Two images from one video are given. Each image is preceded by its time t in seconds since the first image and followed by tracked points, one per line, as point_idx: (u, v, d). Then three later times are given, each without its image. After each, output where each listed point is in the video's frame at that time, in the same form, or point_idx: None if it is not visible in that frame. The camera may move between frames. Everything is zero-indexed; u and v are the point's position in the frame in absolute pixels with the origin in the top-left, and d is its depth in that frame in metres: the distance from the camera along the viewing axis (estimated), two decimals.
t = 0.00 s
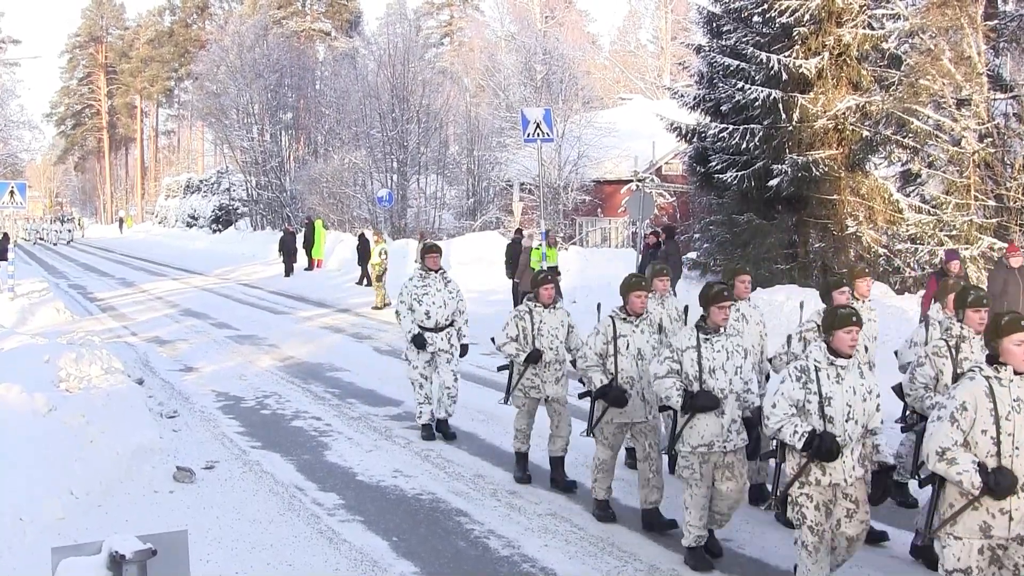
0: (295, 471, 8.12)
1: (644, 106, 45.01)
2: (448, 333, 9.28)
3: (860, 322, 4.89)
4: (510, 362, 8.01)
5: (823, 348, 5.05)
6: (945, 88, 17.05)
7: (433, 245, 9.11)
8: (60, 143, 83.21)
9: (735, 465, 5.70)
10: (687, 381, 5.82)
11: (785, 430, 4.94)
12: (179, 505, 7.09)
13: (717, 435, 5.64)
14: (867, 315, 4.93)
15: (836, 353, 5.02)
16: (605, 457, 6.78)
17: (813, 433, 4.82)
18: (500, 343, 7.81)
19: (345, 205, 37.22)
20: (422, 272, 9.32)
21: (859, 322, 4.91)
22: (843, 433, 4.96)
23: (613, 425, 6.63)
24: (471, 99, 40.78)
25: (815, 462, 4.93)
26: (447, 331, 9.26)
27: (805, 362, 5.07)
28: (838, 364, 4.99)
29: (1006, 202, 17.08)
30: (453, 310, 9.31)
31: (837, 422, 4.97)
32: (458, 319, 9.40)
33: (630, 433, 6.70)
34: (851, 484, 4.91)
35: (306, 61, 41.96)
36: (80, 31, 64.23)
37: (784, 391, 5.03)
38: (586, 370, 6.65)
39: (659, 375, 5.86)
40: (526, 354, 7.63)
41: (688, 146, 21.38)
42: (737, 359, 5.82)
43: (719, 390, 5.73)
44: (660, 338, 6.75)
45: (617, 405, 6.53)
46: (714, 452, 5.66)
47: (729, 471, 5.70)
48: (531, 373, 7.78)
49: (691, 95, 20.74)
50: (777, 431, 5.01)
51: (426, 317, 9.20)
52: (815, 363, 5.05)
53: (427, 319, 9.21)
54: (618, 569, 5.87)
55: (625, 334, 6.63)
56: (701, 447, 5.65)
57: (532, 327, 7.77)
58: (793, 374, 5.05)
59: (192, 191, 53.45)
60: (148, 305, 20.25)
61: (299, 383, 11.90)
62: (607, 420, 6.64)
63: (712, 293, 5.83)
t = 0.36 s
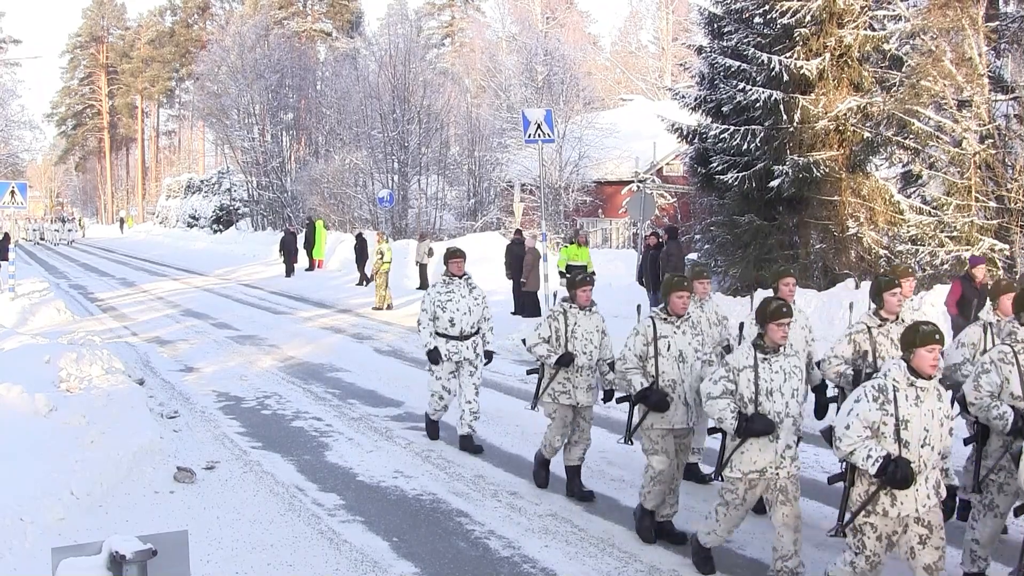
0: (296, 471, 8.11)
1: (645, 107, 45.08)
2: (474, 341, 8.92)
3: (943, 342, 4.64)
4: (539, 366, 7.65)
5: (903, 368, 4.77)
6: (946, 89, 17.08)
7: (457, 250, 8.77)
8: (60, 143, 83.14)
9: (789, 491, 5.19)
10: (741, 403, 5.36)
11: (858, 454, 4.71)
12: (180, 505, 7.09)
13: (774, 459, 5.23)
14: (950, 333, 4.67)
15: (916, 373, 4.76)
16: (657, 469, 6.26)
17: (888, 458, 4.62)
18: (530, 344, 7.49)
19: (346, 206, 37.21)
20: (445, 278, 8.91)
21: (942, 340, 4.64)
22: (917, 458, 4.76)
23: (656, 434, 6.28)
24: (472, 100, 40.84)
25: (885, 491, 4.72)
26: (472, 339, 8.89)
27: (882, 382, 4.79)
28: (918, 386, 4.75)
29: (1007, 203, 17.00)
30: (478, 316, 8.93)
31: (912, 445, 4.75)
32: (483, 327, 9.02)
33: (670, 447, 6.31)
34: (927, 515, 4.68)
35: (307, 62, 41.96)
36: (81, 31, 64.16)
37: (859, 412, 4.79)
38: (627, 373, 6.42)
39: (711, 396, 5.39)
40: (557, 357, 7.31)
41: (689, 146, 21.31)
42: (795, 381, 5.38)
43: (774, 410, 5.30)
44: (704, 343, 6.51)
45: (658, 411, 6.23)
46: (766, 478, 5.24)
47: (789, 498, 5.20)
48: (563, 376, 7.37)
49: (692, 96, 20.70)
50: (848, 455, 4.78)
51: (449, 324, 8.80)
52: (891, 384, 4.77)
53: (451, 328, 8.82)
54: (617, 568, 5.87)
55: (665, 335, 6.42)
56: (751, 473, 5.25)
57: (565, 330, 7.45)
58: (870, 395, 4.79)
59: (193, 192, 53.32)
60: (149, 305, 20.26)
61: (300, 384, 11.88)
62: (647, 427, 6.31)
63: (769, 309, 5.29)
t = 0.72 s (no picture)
0: (296, 471, 8.12)
1: (646, 108, 45.13)
2: (495, 350, 8.61)
3: None
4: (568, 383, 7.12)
5: (979, 383, 4.43)
6: (948, 92, 17.19)
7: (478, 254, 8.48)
8: (62, 143, 83.33)
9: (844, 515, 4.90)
10: (798, 415, 4.98)
11: (932, 476, 4.39)
12: (181, 505, 7.09)
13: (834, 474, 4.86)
14: None
15: (995, 391, 4.41)
16: (700, 495, 5.76)
17: (963, 481, 4.30)
18: (556, 359, 6.94)
19: (347, 206, 37.17)
20: (464, 284, 8.61)
21: None
22: (996, 482, 4.44)
23: (695, 457, 5.80)
24: (473, 101, 40.86)
25: (963, 514, 4.41)
26: (491, 347, 8.56)
27: (955, 399, 4.46)
28: (994, 404, 4.40)
29: (1009, 205, 17.03)
30: (498, 324, 8.61)
31: (991, 469, 4.43)
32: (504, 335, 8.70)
33: (710, 469, 5.83)
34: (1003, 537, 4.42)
35: (309, 62, 41.98)
36: (82, 31, 64.24)
37: (932, 430, 4.45)
38: (663, 392, 5.90)
39: (767, 408, 5.01)
40: (585, 373, 6.76)
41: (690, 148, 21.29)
42: (854, 392, 4.97)
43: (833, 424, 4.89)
44: (746, 356, 5.95)
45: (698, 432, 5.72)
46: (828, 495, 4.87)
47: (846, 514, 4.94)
48: (591, 393, 6.84)
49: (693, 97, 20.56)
50: (920, 477, 4.45)
51: (470, 332, 8.48)
52: (966, 401, 4.44)
53: (472, 335, 8.49)
54: (616, 570, 5.87)
55: (704, 350, 5.85)
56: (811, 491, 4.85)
57: (593, 343, 6.91)
58: (942, 412, 4.45)
59: (195, 191, 53.36)
60: (150, 304, 20.27)
61: (301, 384, 11.89)
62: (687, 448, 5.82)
63: (825, 318, 4.93)
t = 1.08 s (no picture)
0: (297, 471, 8.11)
1: (648, 108, 45.18)
2: (517, 356, 8.10)
3: None
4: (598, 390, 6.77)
5: None
6: (950, 94, 17.13)
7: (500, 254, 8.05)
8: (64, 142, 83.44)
9: (916, 531, 4.55)
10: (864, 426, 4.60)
11: None
12: (182, 505, 7.09)
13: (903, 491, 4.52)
14: None
15: None
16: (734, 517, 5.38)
17: None
18: (586, 366, 6.59)
19: (348, 206, 37.11)
20: (487, 286, 8.22)
21: None
22: None
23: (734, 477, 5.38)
24: (475, 101, 40.87)
25: None
26: (515, 353, 8.09)
27: None
28: None
29: (1009, 207, 17.01)
30: (522, 328, 8.16)
31: None
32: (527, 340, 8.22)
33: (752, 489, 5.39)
34: None
35: (311, 62, 42.02)
36: (85, 30, 64.34)
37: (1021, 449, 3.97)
38: (707, 406, 5.43)
39: (828, 419, 4.64)
40: (619, 380, 6.42)
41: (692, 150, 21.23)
42: (922, 400, 4.62)
43: (900, 435, 4.55)
44: (792, 371, 5.53)
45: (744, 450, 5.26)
46: (895, 512, 4.52)
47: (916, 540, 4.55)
48: (626, 401, 6.53)
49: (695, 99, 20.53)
50: (1009, 502, 3.99)
51: (492, 336, 8.04)
52: None
53: (494, 340, 8.05)
54: (617, 571, 5.86)
55: (755, 363, 5.36)
56: (878, 511, 4.52)
57: (627, 350, 6.53)
58: None
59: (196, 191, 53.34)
60: (151, 304, 20.27)
61: (302, 384, 11.89)
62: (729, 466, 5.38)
63: (891, 323, 4.52)
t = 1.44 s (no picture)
0: (296, 471, 8.12)
1: (648, 109, 45.21)
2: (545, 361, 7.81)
3: None
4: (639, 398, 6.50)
5: None
6: (950, 95, 17.31)
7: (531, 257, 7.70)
8: (64, 142, 83.45)
9: (1000, 566, 4.24)
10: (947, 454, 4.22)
11: None
12: (182, 504, 7.09)
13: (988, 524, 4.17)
14: None
15: None
16: (807, 530, 4.91)
17: None
18: (631, 373, 6.29)
19: (348, 207, 37.07)
20: (514, 289, 7.83)
21: None
22: None
23: (802, 485, 4.91)
24: (475, 102, 40.86)
25: None
26: (543, 359, 7.78)
27: None
28: None
29: (1009, 209, 17.05)
30: (550, 333, 7.84)
31: None
32: (557, 347, 7.90)
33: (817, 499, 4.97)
34: None
35: (311, 62, 42.02)
36: (85, 30, 64.38)
37: None
38: (763, 415, 5.00)
39: (909, 444, 4.23)
40: (664, 390, 6.11)
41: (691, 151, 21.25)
42: (1006, 427, 4.25)
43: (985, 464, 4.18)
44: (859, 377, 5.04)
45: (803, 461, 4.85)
46: (978, 547, 4.19)
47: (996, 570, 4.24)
48: (670, 411, 6.23)
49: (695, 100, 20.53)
50: None
51: (520, 342, 7.69)
52: None
53: (522, 345, 7.70)
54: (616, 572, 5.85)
55: (811, 369, 4.95)
56: (962, 544, 4.17)
57: (673, 357, 6.26)
58: None
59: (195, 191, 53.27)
60: (151, 304, 20.26)
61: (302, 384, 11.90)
62: (791, 479, 4.94)
63: (980, 341, 4.16)
